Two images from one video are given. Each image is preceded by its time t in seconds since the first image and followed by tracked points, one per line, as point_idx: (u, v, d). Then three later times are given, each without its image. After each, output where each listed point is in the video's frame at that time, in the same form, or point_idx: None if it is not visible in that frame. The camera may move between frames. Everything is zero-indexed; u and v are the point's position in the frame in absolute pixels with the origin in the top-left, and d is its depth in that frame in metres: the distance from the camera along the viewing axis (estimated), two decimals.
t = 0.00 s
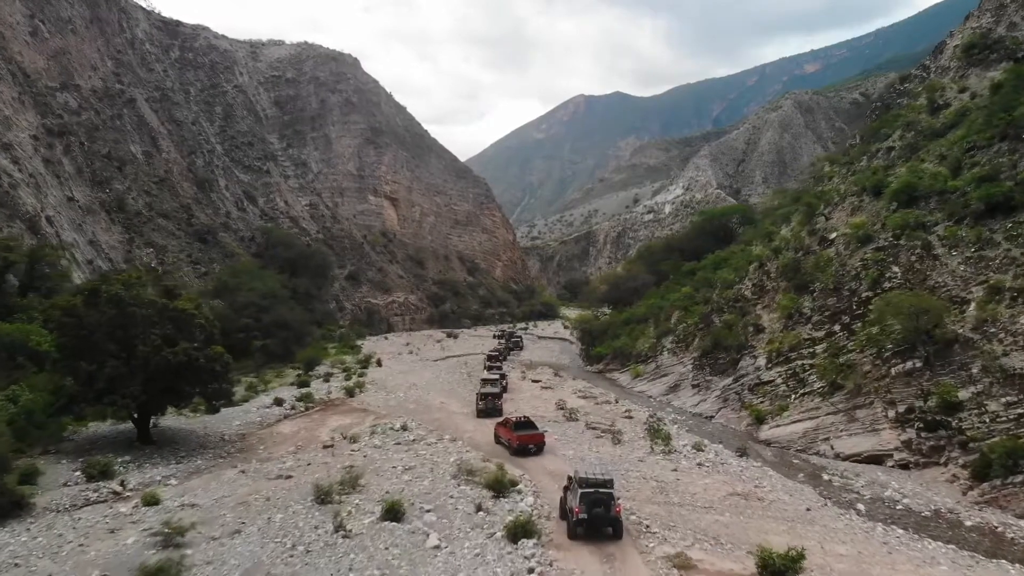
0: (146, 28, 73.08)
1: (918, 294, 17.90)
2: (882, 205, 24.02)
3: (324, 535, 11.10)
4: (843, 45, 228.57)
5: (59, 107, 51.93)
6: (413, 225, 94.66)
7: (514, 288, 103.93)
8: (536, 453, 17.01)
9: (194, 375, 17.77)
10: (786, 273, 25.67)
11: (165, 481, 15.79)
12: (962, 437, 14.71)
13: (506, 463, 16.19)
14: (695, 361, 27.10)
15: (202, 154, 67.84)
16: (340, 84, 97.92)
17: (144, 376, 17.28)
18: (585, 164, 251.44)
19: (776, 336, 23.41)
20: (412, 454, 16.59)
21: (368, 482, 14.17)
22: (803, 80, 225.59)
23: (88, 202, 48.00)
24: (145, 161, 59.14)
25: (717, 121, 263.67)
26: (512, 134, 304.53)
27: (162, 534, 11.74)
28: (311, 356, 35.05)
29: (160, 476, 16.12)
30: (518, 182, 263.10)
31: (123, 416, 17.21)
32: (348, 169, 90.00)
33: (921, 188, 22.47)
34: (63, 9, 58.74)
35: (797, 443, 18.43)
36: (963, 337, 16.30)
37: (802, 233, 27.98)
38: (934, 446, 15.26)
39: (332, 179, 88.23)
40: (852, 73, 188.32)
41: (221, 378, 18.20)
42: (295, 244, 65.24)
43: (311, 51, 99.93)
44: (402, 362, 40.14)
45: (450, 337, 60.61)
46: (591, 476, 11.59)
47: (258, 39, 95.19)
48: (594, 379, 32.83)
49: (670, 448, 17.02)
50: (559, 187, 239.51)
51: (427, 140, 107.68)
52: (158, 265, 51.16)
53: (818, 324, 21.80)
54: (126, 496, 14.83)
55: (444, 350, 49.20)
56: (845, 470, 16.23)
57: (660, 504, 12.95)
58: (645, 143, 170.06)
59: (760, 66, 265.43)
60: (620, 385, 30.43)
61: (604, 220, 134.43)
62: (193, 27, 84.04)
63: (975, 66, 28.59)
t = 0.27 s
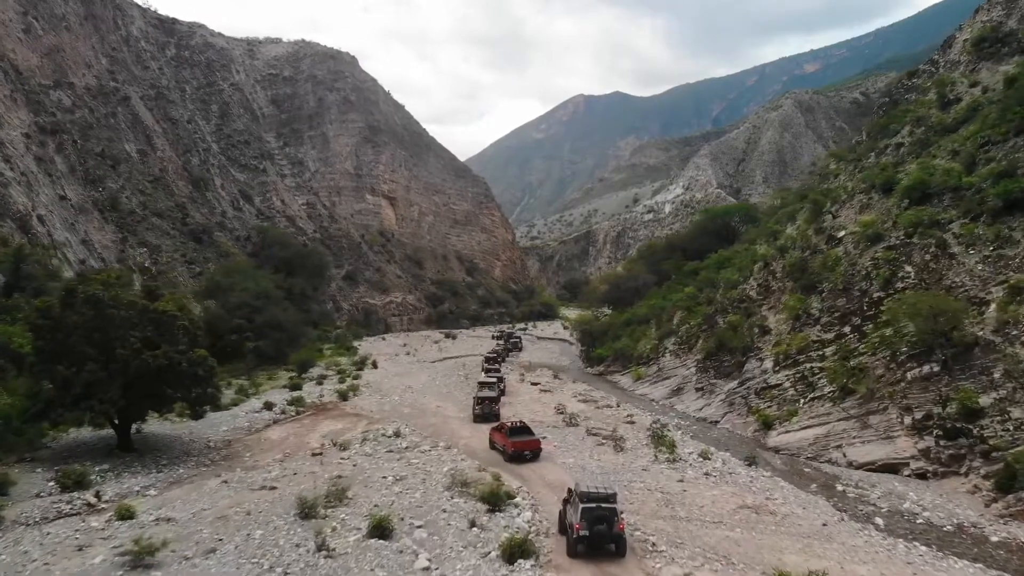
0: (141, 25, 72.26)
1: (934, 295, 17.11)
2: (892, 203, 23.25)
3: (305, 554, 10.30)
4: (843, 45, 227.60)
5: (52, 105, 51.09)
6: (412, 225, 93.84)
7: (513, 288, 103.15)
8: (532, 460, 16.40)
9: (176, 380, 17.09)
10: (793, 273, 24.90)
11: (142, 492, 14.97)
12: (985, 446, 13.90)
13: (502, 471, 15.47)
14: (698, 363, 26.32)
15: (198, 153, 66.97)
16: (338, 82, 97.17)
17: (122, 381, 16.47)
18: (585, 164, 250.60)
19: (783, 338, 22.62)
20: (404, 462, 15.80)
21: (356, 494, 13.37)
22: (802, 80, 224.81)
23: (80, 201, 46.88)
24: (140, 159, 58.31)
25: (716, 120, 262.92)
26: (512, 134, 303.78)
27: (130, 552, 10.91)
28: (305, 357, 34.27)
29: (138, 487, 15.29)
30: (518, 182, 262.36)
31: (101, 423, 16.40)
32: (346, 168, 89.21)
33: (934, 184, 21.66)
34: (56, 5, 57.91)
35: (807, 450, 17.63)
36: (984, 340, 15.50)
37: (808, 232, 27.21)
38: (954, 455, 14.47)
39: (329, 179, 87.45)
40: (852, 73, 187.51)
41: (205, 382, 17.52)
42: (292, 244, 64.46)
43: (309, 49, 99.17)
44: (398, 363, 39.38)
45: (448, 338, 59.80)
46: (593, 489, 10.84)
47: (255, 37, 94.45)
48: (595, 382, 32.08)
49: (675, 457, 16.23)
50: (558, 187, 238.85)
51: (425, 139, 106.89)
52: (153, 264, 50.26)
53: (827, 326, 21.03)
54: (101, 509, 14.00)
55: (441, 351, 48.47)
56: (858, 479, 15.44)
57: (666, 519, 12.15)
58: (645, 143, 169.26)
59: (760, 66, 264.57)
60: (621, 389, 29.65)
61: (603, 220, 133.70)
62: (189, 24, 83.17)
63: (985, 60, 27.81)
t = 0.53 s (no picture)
0: (137, 22, 71.37)
1: (953, 296, 16.32)
2: (903, 200, 22.43)
3: None
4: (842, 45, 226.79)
5: (45, 102, 50.18)
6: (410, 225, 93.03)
7: (512, 288, 102.39)
8: (527, 467, 15.66)
9: (156, 384, 16.34)
10: (800, 273, 24.11)
11: (118, 504, 14.11)
12: (1009, 455, 13.08)
13: (497, 481, 14.69)
14: (702, 366, 25.52)
15: (193, 151, 66.07)
16: (335, 80, 96.36)
17: (99, 386, 15.64)
18: (585, 163, 249.77)
19: (791, 340, 21.82)
20: (395, 472, 14.97)
21: (343, 508, 12.56)
22: (802, 80, 224.04)
23: (72, 199, 45.68)
24: (135, 158, 57.43)
25: (716, 120, 262.18)
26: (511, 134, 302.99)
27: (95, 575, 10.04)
28: (298, 359, 33.45)
29: (113, 498, 14.45)
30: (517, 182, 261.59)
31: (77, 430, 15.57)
32: (344, 167, 88.41)
33: (948, 180, 20.83)
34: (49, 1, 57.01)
35: (819, 458, 16.82)
36: (1006, 344, 14.69)
37: (815, 230, 26.42)
38: (976, 465, 13.67)
39: (327, 177, 86.63)
40: (851, 73, 186.91)
41: (186, 386, 16.77)
42: (288, 243, 63.63)
43: (306, 47, 98.33)
44: (394, 365, 38.59)
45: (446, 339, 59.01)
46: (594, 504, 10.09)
47: (252, 35, 93.62)
48: (595, 384, 31.30)
49: (680, 466, 15.43)
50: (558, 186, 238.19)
51: (424, 138, 106.10)
52: (147, 264, 49.24)
53: (837, 328, 20.22)
54: (72, 522, 13.16)
55: (439, 352, 47.69)
56: (874, 490, 14.63)
57: (673, 536, 11.35)
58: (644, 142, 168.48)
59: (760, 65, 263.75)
60: (622, 392, 28.88)
61: (603, 220, 132.94)
62: (185, 21, 82.27)
63: (996, 54, 27.02)
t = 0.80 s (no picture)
0: (131, 19, 70.48)
1: (973, 296, 15.51)
2: (915, 197, 21.63)
3: None
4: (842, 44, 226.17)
5: (38, 99, 49.25)
6: (409, 224, 92.25)
7: (512, 288, 101.64)
8: (522, 474, 14.92)
9: (133, 390, 15.53)
10: (807, 272, 23.32)
11: (90, 518, 13.19)
12: None
13: (492, 491, 13.91)
14: (706, 368, 24.71)
15: (189, 150, 65.18)
16: (332, 79, 95.58)
17: (75, 392, 14.81)
18: (585, 163, 249.00)
19: (800, 342, 21.02)
20: (384, 483, 14.15)
21: (327, 523, 11.73)
22: (801, 79, 223.44)
23: (64, 197, 44.55)
24: (129, 156, 56.56)
25: (716, 120, 261.38)
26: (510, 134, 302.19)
27: None
28: (291, 361, 32.61)
29: (87, 511, 13.58)
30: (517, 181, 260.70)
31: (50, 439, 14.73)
32: (341, 166, 87.63)
33: (963, 175, 20.01)
34: None
35: (831, 467, 16.02)
36: None
37: (823, 228, 25.61)
38: (1000, 476, 12.84)
39: (324, 176, 85.82)
40: (850, 72, 186.31)
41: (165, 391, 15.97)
42: (284, 243, 62.81)
43: (302, 44, 97.50)
44: (390, 367, 37.78)
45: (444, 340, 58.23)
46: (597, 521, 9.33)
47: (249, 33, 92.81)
48: (595, 387, 30.53)
49: (687, 476, 14.64)
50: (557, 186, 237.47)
51: (422, 136, 105.30)
52: (141, 264, 48.32)
53: (848, 329, 19.41)
54: (40, 537, 12.20)
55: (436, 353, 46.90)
56: (891, 502, 13.80)
57: (681, 555, 10.52)
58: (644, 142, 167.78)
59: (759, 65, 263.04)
60: (623, 395, 28.08)
61: (603, 219, 132.22)
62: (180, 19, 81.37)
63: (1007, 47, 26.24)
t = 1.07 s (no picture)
0: (127, 16, 69.59)
1: (996, 297, 14.69)
2: (929, 194, 20.81)
3: None
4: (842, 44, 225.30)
5: (31, 96, 48.39)
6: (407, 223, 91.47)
7: (511, 288, 100.86)
8: (517, 483, 14.21)
9: (110, 397, 14.73)
10: (816, 271, 22.54)
11: (60, 532, 12.28)
12: None
13: (486, 502, 13.17)
14: (711, 371, 23.93)
15: (184, 148, 64.34)
16: (330, 76, 94.76)
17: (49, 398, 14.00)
18: (584, 163, 248.21)
19: (809, 344, 20.24)
20: (374, 496, 13.34)
21: (310, 540, 10.96)
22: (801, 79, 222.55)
23: (56, 195, 43.54)
24: (123, 154, 55.72)
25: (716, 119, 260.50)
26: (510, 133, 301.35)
27: None
28: (285, 363, 31.81)
29: (57, 524, 12.67)
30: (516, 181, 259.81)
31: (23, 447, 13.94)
32: (339, 164, 86.83)
33: (979, 171, 19.19)
34: None
35: (845, 477, 15.25)
36: None
37: (831, 226, 24.81)
38: None
39: (322, 175, 85.00)
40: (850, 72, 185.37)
41: (145, 397, 15.18)
42: (280, 242, 62.00)
43: (300, 42, 96.66)
44: (386, 368, 36.98)
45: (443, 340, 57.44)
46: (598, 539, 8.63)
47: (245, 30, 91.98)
48: (596, 390, 29.78)
49: (694, 488, 13.88)
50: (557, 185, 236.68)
51: (420, 135, 104.47)
52: (135, 264, 47.40)
53: (860, 331, 18.61)
54: (4, 554, 11.24)
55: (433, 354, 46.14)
56: (911, 515, 12.98)
57: None
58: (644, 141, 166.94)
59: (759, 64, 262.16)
60: (624, 398, 27.29)
61: (603, 219, 131.41)
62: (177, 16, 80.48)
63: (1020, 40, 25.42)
